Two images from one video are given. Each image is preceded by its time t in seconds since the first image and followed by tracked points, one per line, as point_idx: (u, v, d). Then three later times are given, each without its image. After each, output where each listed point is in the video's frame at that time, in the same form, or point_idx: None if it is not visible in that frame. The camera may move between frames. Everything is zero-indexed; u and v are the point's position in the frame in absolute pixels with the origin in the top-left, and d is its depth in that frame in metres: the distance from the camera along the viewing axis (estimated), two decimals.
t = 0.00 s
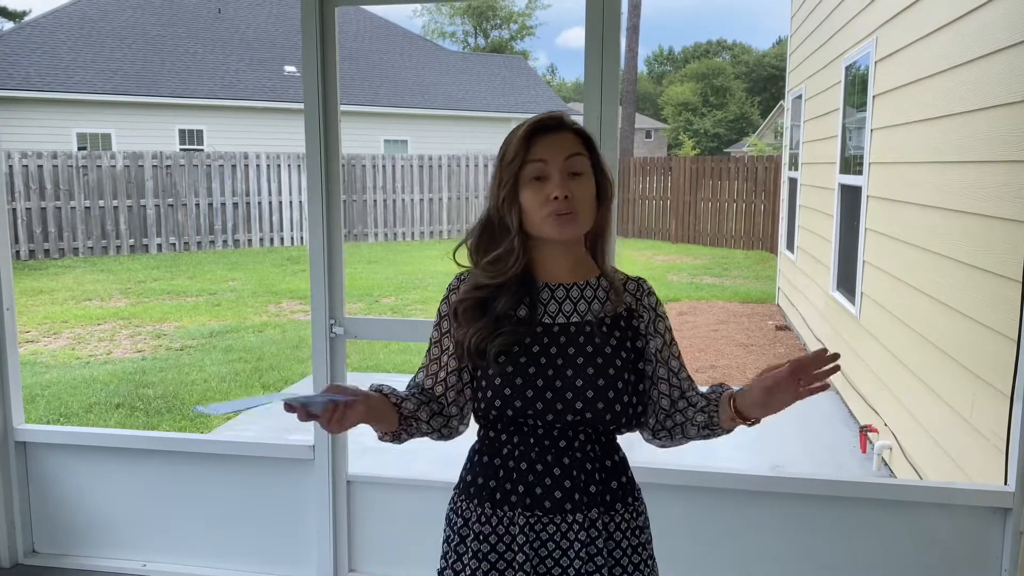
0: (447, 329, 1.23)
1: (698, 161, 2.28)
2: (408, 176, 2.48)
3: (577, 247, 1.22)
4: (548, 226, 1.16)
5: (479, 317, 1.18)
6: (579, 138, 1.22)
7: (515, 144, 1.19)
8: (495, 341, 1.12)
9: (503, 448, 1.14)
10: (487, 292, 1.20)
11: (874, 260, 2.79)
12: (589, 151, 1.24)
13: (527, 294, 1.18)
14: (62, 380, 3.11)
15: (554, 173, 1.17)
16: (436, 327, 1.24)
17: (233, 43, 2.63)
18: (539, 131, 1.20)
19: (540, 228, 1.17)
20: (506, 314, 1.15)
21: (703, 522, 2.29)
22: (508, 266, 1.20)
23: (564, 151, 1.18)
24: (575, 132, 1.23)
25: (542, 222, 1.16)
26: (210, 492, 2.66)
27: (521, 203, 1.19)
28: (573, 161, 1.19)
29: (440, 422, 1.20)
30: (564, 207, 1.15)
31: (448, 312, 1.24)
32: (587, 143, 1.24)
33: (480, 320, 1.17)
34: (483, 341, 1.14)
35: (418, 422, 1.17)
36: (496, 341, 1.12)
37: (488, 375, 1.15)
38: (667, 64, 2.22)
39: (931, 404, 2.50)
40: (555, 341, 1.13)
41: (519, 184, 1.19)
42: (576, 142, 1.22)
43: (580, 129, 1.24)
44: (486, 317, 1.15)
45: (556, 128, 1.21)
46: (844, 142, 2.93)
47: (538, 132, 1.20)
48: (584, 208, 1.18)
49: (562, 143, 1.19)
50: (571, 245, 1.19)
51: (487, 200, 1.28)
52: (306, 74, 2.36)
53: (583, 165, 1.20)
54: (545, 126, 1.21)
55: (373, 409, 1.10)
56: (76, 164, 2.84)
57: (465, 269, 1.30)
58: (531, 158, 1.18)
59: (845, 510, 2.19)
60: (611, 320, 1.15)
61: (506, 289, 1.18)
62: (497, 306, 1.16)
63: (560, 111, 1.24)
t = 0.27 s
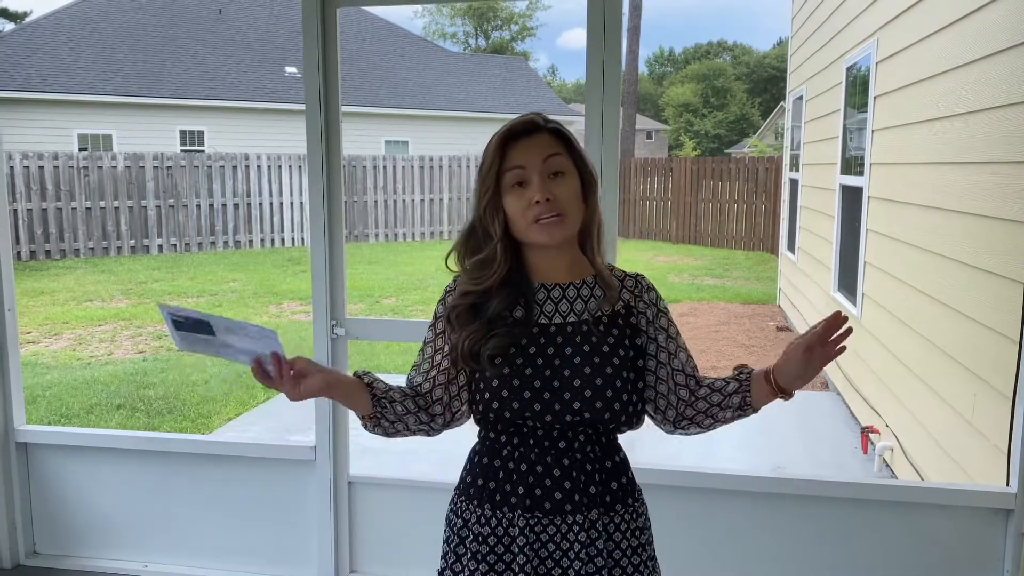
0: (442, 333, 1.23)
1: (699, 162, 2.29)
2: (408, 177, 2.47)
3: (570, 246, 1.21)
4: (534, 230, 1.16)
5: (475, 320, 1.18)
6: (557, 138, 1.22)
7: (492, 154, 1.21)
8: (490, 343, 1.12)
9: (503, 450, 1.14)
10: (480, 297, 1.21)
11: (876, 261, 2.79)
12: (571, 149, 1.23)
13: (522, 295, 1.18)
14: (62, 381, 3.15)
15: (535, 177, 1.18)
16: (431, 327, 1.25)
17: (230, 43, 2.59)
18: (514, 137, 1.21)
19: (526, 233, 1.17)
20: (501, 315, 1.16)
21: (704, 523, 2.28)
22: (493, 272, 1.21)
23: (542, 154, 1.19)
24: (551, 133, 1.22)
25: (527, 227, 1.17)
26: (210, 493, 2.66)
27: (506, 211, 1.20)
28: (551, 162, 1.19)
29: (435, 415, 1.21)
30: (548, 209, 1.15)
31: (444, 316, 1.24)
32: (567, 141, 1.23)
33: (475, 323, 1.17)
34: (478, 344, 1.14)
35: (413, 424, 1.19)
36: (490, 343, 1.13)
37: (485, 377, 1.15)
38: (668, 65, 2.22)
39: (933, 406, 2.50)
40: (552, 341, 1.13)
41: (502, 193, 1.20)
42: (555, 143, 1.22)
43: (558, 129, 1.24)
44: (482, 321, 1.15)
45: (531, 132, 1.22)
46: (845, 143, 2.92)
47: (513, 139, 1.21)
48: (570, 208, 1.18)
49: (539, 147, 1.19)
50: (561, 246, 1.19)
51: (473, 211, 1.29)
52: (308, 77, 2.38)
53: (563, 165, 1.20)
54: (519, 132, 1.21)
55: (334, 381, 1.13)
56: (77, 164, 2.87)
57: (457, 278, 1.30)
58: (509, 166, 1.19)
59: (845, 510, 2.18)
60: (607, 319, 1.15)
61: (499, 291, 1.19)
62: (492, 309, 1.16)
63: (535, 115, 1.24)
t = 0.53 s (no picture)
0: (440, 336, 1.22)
1: (700, 162, 2.30)
2: (409, 178, 2.48)
3: (566, 248, 1.21)
4: (529, 233, 1.16)
5: (473, 323, 1.18)
6: (554, 140, 1.21)
7: (489, 156, 1.21)
8: (489, 345, 1.12)
9: (502, 452, 1.14)
10: (478, 300, 1.20)
11: (878, 262, 2.78)
12: (568, 151, 1.23)
13: (521, 296, 1.18)
14: (63, 382, 3.16)
15: (531, 179, 1.17)
16: (430, 331, 1.24)
17: (231, 44, 2.58)
18: (511, 140, 1.20)
19: (523, 236, 1.17)
20: (499, 317, 1.16)
21: (704, 525, 2.28)
22: (490, 274, 1.21)
23: (539, 156, 1.18)
24: (548, 135, 1.22)
25: (523, 230, 1.17)
26: (211, 494, 2.66)
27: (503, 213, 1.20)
28: (548, 164, 1.19)
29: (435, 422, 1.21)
30: (544, 212, 1.15)
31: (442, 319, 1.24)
32: (564, 143, 1.22)
33: (473, 325, 1.17)
34: (476, 347, 1.14)
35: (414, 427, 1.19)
36: (489, 346, 1.12)
37: (484, 379, 1.14)
38: (668, 66, 2.22)
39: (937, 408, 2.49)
40: (550, 343, 1.13)
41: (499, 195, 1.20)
42: (552, 144, 1.21)
43: (555, 131, 1.23)
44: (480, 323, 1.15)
45: (528, 134, 1.21)
46: (845, 143, 2.91)
47: (509, 141, 1.21)
48: (566, 211, 1.18)
49: (536, 149, 1.19)
50: (557, 249, 1.19)
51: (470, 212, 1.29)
52: (308, 79, 2.38)
53: (560, 168, 1.19)
54: (515, 134, 1.20)
55: (344, 419, 1.13)
56: (78, 166, 2.87)
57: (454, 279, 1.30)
58: (506, 168, 1.19)
59: (846, 511, 2.18)
60: (605, 320, 1.15)
61: (497, 293, 1.19)
62: (490, 311, 1.16)
63: (532, 116, 1.24)
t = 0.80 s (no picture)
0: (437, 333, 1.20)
1: (701, 162, 2.30)
2: (410, 179, 2.49)
3: (564, 247, 1.21)
4: (525, 229, 1.16)
5: (471, 319, 1.17)
6: (560, 139, 1.22)
7: (494, 150, 1.22)
8: (487, 342, 1.11)
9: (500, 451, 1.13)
10: (476, 296, 1.20)
11: (879, 263, 2.78)
12: (574, 151, 1.23)
13: (519, 294, 1.18)
14: (64, 384, 3.11)
15: (532, 176, 1.18)
16: (432, 332, 1.21)
17: (231, 46, 2.63)
18: (516, 137, 1.21)
19: (518, 231, 1.17)
20: (498, 314, 1.15)
21: (706, 526, 2.28)
22: (488, 266, 1.21)
23: (542, 154, 1.19)
24: (554, 134, 1.22)
25: (519, 226, 1.17)
26: (212, 496, 2.66)
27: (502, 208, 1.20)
28: (551, 163, 1.19)
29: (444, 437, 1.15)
30: (541, 210, 1.15)
31: (441, 317, 1.22)
32: (570, 143, 1.22)
33: (471, 322, 1.16)
34: (474, 344, 1.13)
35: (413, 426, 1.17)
36: (487, 343, 1.12)
37: (481, 377, 1.13)
38: (668, 66, 2.23)
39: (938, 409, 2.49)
40: (549, 342, 1.12)
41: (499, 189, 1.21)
42: (557, 144, 1.21)
43: (562, 130, 1.23)
44: (478, 319, 1.14)
45: (534, 132, 1.22)
46: (845, 144, 2.93)
47: (514, 138, 1.21)
48: (565, 209, 1.18)
49: (539, 147, 1.19)
50: (554, 246, 1.19)
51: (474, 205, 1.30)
52: (309, 79, 2.38)
53: (562, 167, 1.19)
54: (522, 131, 1.21)
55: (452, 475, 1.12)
56: (78, 167, 2.84)
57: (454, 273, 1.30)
58: (509, 163, 1.20)
59: (847, 512, 2.18)
60: (604, 319, 1.15)
61: (494, 288, 1.19)
62: (488, 307, 1.16)
63: (540, 115, 1.24)
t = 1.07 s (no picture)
0: (443, 328, 1.21)
1: (702, 162, 2.29)
2: (412, 180, 2.48)
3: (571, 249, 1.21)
4: (531, 231, 1.16)
5: (476, 318, 1.17)
6: (567, 141, 1.21)
7: (502, 151, 1.21)
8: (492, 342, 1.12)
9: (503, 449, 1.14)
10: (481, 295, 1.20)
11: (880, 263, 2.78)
12: (581, 153, 1.22)
13: (525, 294, 1.17)
14: (65, 385, 3.12)
15: (539, 179, 1.18)
16: (436, 325, 1.22)
17: (234, 47, 2.58)
18: (523, 138, 1.21)
19: (525, 234, 1.18)
20: (504, 314, 1.15)
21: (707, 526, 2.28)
22: (500, 268, 1.21)
23: (549, 156, 1.18)
24: (562, 135, 1.21)
25: (526, 228, 1.17)
26: (214, 496, 2.66)
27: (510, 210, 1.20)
28: (558, 165, 1.18)
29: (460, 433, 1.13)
30: (548, 212, 1.15)
31: (448, 315, 1.21)
32: (576, 145, 1.22)
33: (477, 320, 1.16)
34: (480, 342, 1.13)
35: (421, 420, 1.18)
36: (492, 343, 1.12)
37: (486, 376, 1.14)
38: (669, 67, 2.23)
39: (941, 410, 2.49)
40: (554, 343, 1.13)
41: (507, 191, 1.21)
42: (565, 146, 1.21)
43: (570, 132, 1.23)
44: (484, 318, 1.15)
45: (542, 133, 1.21)
46: (845, 144, 2.85)
47: (522, 139, 1.21)
48: (571, 212, 1.18)
49: (545, 149, 1.19)
50: (560, 249, 1.19)
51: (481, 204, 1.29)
52: (309, 80, 2.38)
53: (569, 169, 1.19)
54: (529, 133, 1.21)
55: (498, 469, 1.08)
56: (79, 168, 2.83)
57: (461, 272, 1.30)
58: (516, 164, 1.19)
59: (848, 512, 2.18)
60: (609, 322, 1.14)
61: (500, 288, 1.19)
62: (494, 306, 1.16)
63: (548, 116, 1.24)
